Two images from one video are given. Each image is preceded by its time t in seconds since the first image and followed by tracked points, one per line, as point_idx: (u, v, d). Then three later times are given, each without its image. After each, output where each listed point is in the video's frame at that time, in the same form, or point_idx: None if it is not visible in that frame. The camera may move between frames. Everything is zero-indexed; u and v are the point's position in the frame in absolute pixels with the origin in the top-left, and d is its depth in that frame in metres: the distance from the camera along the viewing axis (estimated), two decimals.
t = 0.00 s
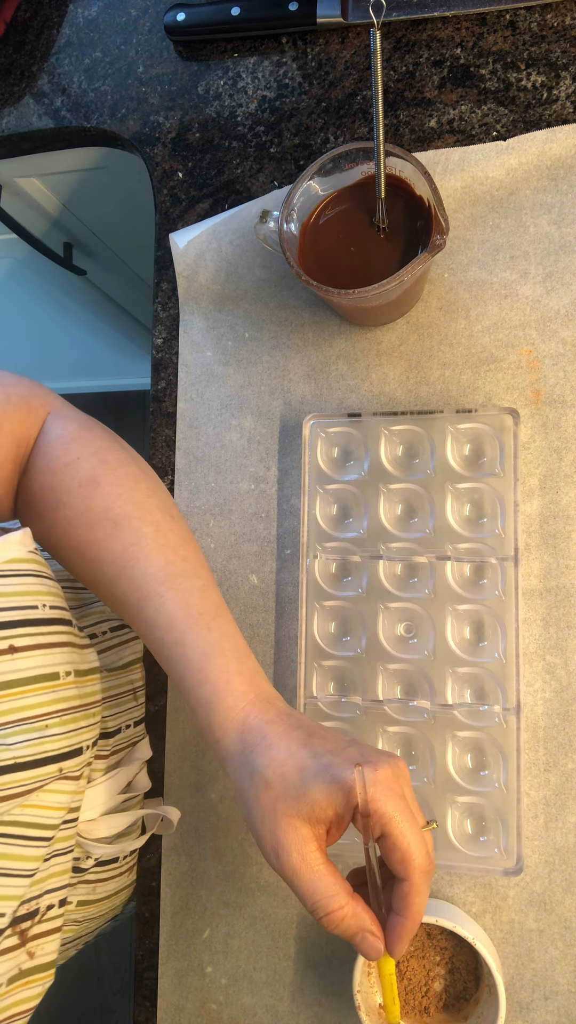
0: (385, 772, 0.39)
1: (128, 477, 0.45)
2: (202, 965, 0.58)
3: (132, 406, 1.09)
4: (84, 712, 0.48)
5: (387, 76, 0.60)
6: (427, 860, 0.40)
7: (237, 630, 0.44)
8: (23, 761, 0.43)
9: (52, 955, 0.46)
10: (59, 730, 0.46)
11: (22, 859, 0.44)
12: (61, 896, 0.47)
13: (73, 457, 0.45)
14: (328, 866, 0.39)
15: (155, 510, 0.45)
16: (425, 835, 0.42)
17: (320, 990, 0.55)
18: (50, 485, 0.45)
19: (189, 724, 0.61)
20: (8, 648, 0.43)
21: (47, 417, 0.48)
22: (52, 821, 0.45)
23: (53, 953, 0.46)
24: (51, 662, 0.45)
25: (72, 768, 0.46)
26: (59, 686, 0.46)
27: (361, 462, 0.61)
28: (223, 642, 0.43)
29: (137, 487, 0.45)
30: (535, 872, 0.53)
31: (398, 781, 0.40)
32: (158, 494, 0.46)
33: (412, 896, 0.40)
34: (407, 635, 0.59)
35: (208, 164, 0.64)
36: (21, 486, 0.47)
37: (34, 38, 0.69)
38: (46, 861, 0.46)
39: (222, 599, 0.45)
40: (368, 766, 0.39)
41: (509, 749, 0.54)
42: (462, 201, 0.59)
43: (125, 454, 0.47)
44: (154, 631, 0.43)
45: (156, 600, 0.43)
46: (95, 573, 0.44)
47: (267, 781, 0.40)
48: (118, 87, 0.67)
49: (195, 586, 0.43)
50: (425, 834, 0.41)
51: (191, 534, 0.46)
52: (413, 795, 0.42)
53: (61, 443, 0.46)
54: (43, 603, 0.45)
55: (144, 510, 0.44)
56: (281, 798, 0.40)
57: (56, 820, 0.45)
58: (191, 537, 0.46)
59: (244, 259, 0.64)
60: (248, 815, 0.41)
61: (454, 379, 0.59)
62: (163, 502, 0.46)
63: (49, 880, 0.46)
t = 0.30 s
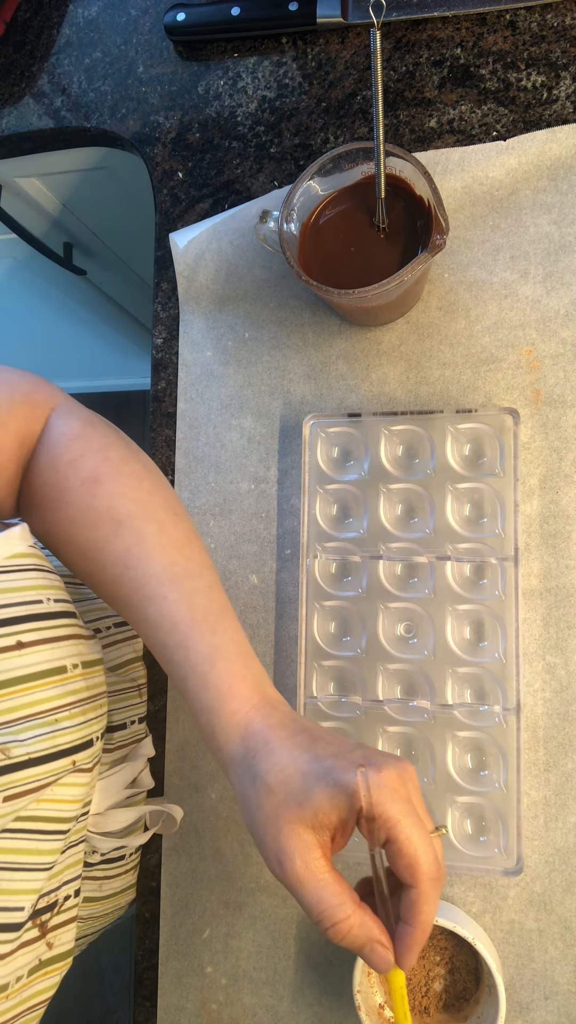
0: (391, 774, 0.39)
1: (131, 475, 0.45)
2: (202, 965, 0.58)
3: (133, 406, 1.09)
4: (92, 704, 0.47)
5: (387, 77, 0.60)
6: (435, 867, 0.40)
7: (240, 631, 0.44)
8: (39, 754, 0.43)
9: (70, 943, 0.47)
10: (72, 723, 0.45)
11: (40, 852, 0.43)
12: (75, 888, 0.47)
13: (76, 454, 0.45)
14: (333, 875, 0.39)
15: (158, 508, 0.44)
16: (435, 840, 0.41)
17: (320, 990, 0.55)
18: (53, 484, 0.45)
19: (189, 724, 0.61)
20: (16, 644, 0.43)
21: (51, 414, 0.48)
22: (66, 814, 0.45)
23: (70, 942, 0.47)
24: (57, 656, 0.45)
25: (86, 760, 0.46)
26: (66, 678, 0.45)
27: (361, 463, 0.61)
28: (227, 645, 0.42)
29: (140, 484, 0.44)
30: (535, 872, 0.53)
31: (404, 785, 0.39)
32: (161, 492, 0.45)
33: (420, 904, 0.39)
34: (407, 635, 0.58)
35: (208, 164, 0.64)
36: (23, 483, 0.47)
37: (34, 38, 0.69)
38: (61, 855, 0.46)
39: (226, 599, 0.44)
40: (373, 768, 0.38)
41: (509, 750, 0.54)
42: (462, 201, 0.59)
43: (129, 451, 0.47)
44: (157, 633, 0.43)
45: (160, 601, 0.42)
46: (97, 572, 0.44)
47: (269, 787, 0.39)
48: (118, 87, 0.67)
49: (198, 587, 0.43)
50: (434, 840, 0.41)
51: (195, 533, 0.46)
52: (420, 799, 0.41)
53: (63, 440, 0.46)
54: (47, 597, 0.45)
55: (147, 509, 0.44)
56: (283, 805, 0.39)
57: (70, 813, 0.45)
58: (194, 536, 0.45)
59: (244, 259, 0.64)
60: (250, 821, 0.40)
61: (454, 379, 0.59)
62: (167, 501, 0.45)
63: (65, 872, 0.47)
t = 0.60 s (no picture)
0: (408, 771, 0.39)
1: (149, 475, 0.45)
2: (202, 965, 0.58)
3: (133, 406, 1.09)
4: (96, 719, 0.48)
5: (387, 76, 0.60)
6: (452, 866, 0.39)
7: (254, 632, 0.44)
8: (39, 767, 0.44)
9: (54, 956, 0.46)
10: (75, 737, 0.46)
11: (28, 863, 0.44)
12: (62, 899, 0.47)
13: (95, 454, 0.45)
14: (349, 873, 0.39)
15: (175, 508, 0.44)
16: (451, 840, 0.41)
17: (320, 990, 0.55)
18: (72, 483, 0.45)
19: (190, 724, 0.61)
20: (29, 653, 0.44)
21: (70, 413, 0.47)
22: (56, 826, 0.45)
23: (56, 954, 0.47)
24: (69, 666, 0.46)
25: (83, 774, 0.47)
26: (76, 690, 0.46)
27: (361, 462, 0.61)
28: (242, 645, 0.43)
29: (158, 485, 0.45)
30: (535, 872, 0.53)
31: (421, 782, 0.40)
32: (178, 493, 0.46)
33: (436, 900, 0.39)
34: (407, 635, 0.58)
35: (208, 164, 0.64)
36: (41, 483, 0.47)
37: (34, 38, 0.69)
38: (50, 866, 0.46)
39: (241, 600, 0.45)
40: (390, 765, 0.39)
41: (509, 750, 0.54)
42: (462, 201, 0.59)
43: (145, 451, 0.47)
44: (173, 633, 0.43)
45: (177, 601, 0.43)
46: (113, 572, 0.44)
47: (284, 783, 0.40)
48: (119, 87, 0.67)
49: (215, 587, 0.43)
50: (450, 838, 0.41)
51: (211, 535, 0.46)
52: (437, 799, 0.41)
53: (81, 440, 0.46)
54: (61, 608, 0.46)
55: (165, 510, 0.44)
56: (299, 800, 0.39)
57: (61, 825, 0.46)
58: (210, 537, 0.46)
59: (244, 259, 0.64)
60: (265, 819, 0.40)
61: (454, 379, 0.59)
62: (184, 502, 0.45)
63: (52, 882, 0.47)
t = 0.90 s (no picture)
0: (413, 763, 0.39)
1: (155, 465, 0.45)
2: (202, 965, 0.58)
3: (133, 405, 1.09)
4: (82, 719, 0.49)
5: (387, 76, 0.60)
6: (457, 856, 0.39)
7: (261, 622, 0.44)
8: (21, 765, 0.45)
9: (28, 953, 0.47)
10: (58, 736, 0.47)
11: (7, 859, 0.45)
12: (40, 896, 0.48)
13: (101, 443, 0.45)
14: (355, 864, 0.39)
15: (180, 499, 0.44)
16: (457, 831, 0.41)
17: (320, 990, 0.55)
18: (77, 472, 0.45)
19: (191, 724, 0.61)
20: (18, 650, 0.44)
21: (75, 403, 0.47)
22: (35, 824, 0.46)
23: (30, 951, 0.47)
24: (58, 664, 0.47)
25: (65, 773, 0.47)
26: (64, 688, 0.47)
27: (361, 462, 0.61)
28: (248, 634, 0.42)
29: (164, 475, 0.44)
30: (535, 872, 0.53)
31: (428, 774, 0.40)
32: (184, 484, 0.46)
33: (442, 891, 0.39)
34: (407, 635, 0.58)
35: (208, 164, 0.64)
36: (47, 472, 0.47)
37: (34, 38, 0.69)
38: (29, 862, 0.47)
39: (247, 590, 0.45)
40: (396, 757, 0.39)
41: (509, 750, 0.54)
42: (462, 201, 0.59)
43: (152, 441, 0.47)
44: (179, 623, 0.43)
45: (182, 591, 0.43)
46: (119, 562, 0.44)
47: (291, 775, 0.40)
48: (119, 87, 0.67)
49: (221, 577, 0.43)
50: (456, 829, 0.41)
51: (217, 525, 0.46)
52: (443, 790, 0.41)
53: (87, 429, 0.46)
54: (54, 605, 0.46)
55: (170, 500, 0.44)
56: (305, 792, 0.39)
57: (40, 823, 0.46)
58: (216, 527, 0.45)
59: (244, 259, 0.64)
60: (272, 809, 0.41)
61: (454, 379, 0.59)
62: (190, 492, 0.45)
63: (30, 878, 0.47)
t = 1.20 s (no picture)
0: (401, 726, 0.39)
1: (147, 445, 0.44)
2: (201, 965, 0.58)
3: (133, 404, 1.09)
4: (72, 715, 0.49)
5: (387, 77, 0.60)
6: (443, 810, 0.40)
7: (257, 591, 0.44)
8: (10, 760, 0.45)
9: (17, 946, 0.47)
10: (48, 731, 0.47)
11: None
12: (31, 890, 0.48)
13: (91, 424, 0.44)
14: (350, 815, 0.40)
15: (174, 477, 0.44)
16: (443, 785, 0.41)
17: (320, 990, 0.55)
18: (68, 453, 0.44)
19: (191, 724, 0.61)
20: (10, 647, 0.45)
21: (62, 382, 0.46)
22: (25, 819, 0.46)
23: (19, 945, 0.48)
24: (50, 662, 0.47)
25: (55, 769, 0.48)
26: (55, 686, 0.47)
27: (361, 463, 0.61)
28: (246, 609, 0.43)
29: (156, 456, 0.44)
30: (535, 872, 0.53)
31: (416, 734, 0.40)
32: (176, 462, 0.45)
33: (427, 844, 0.40)
34: (407, 635, 0.58)
35: (208, 164, 0.64)
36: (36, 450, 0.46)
37: (34, 38, 0.69)
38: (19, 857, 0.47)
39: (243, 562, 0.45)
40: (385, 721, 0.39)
41: (509, 749, 0.54)
42: (462, 201, 0.59)
43: (142, 420, 0.46)
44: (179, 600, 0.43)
45: (181, 569, 0.43)
46: (116, 543, 0.44)
47: (289, 738, 0.40)
48: (119, 87, 0.67)
49: (218, 554, 0.43)
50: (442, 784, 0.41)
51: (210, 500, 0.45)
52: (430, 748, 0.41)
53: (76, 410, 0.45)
54: (46, 602, 0.47)
55: (164, 481, 0.43)
56: (303, 752, 0.40)
57: (30, 819, 0.46)
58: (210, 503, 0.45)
59: (244, 259, 0.64)
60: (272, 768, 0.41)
61: (454, 379, 0.59)
62: (182, 470, 0.45)
63: (21, 872, 0.47)
